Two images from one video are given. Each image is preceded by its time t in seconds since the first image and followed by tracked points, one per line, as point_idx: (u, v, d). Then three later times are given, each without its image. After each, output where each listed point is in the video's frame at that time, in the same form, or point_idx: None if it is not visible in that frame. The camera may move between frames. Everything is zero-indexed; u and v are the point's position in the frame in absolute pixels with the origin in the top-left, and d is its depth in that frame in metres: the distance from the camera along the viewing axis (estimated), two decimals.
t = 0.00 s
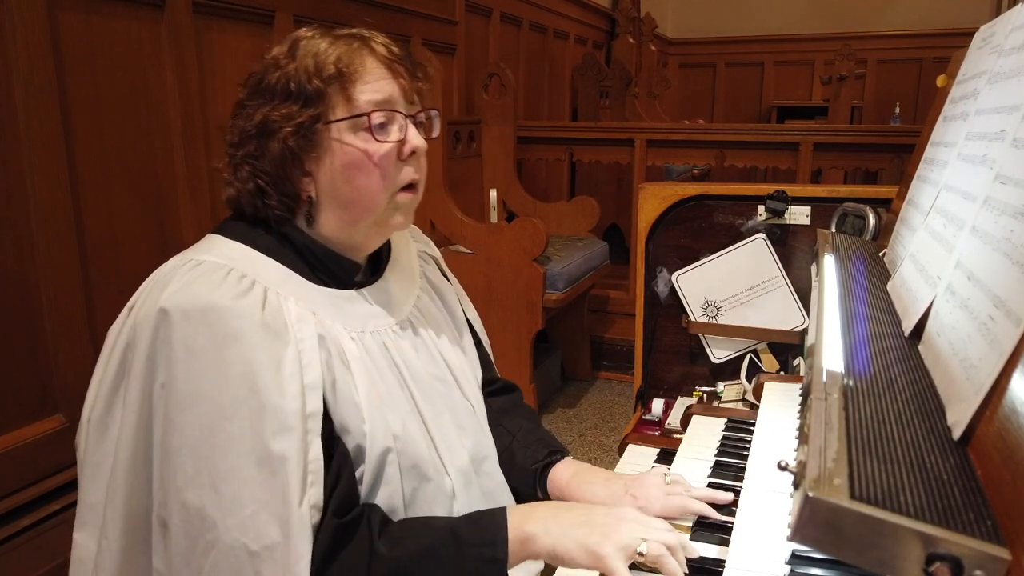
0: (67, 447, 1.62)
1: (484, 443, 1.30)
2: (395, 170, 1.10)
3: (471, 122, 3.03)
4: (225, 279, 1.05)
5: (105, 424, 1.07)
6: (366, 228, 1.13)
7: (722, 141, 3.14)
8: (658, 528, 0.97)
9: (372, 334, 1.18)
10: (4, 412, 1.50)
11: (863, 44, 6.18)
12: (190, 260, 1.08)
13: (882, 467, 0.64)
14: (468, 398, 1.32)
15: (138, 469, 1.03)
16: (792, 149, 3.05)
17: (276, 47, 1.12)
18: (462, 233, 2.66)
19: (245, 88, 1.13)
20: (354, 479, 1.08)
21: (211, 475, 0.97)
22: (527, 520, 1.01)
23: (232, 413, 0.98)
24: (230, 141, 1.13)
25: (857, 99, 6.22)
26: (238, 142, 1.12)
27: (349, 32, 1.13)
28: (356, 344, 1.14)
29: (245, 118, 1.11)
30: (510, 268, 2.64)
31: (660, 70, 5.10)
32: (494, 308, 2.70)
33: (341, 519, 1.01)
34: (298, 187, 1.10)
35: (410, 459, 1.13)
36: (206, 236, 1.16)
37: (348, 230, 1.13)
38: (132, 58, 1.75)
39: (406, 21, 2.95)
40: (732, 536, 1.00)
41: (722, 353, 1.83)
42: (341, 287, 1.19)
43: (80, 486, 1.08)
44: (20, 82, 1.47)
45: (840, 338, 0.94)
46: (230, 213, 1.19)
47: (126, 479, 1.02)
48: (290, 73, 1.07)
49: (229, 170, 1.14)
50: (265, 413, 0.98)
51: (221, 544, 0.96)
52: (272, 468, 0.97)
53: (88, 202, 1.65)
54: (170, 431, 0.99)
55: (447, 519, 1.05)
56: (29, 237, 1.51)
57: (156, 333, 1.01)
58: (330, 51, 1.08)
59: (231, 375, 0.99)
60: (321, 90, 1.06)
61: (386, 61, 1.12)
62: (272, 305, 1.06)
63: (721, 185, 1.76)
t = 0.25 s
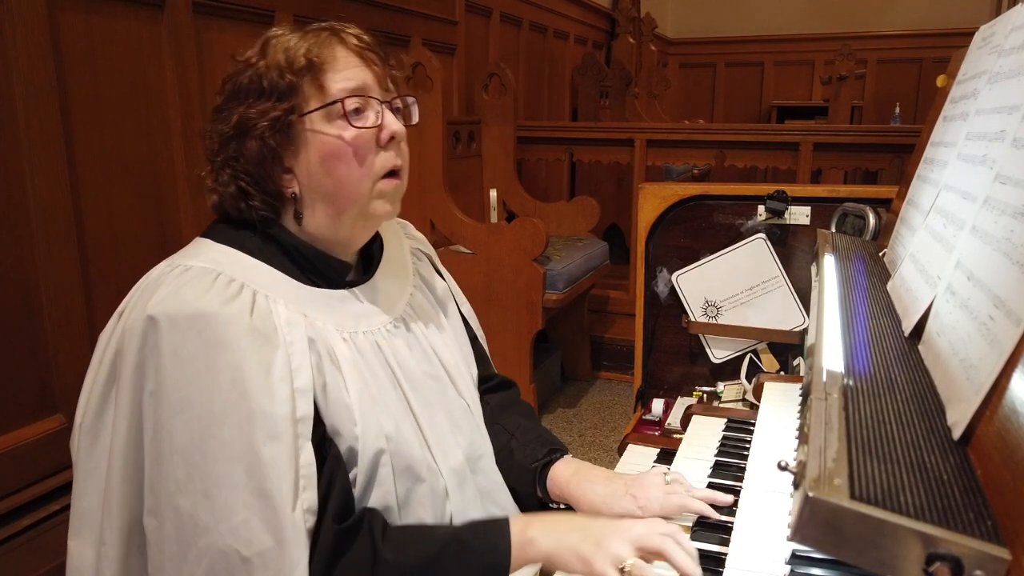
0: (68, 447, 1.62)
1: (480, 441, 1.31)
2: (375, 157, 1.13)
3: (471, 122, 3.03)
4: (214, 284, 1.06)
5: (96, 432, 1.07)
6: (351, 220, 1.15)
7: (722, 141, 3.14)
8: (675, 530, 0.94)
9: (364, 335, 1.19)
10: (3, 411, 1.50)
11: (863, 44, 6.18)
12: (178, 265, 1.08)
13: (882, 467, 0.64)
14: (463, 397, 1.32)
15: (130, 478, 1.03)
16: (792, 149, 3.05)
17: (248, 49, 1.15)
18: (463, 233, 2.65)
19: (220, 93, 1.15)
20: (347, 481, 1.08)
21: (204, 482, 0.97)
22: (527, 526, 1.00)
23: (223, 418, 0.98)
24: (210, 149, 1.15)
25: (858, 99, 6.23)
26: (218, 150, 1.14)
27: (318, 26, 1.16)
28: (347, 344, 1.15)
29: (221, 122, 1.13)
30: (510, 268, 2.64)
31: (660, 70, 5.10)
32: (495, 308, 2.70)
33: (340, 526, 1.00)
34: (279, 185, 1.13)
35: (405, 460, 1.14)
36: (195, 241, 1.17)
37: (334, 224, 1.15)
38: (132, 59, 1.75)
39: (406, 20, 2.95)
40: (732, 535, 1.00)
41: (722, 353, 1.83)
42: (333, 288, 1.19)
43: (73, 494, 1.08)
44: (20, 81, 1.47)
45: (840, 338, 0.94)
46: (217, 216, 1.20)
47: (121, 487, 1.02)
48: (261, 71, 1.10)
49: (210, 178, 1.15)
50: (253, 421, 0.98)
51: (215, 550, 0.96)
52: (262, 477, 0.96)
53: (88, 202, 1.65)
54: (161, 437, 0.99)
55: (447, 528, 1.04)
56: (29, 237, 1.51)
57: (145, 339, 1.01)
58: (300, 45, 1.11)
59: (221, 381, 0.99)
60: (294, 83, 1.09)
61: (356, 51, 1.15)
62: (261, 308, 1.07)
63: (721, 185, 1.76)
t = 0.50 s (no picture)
0: (68, 447, 1.62)
1: (483, 438, 1.32)
2: (368, 154, 1.13)
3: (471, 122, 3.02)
4: (215, 284, 1.06)
5: (104, 436, 1.07)
6: (346, 217, 1.15)
7: (722, 141, 3.14)
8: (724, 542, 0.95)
9: (365, 334, 1.19)
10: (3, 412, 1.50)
11: (862, 44, 6.19)
12: (176, 267, 1.08)
13: (882, 467, 0.64)
14: (464, 396, 1.32)
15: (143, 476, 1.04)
16: (792, 149, 3.05)
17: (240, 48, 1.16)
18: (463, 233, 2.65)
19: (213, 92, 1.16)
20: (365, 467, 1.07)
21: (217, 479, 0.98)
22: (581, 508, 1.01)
23: (235, 416, 0.98)
24: (202, 148, 1.16)
25: (857, 99, 6.23)
26: (210, 148, 1.15)
27: (310, 24, 1.16)
28: (350, 343, 1.16)
29: (213, 122, 1.14)
30: (511, 268, 2.64)
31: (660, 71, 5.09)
32: (495, 308, 2.70)
33: (370, 504, 1.02)
34: (273, 185, 1.14)
35: (409, 454, 1.15)
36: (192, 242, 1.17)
37: (327, 223, 1.15)
38: (132, 58, 1.75)
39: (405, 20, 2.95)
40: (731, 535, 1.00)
41: (722, 353, 1.83)
42: (331, 289, 1.19)
43: (82, 499, 1.07)
44: (20, 81, 1.47)
45: (841, 338, 0.94)
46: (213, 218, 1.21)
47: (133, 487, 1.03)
48: (253, 70, 1.11)
49: (203, 179, 1.16)
50: (267, 416, 0.98)
51: (232, 546, 0.97)
52: (278, 469, 0.97)
53: (88, 202, 1.65)
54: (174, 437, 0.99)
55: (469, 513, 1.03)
56: (29, 236, 1.51)
57: (152, 341, 1.01)
58: (291, 42, 1.12)
59: (228, 379, 0.99)
60: (285, 82, 1.10)
61: (347, 49, 1.16)
62: (263, 306, 1.07)
63: (721, 185, 1.76)
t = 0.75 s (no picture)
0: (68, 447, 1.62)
1: (472, 432, 1.32)
2: (352, 152, 1.14)
3: (471, 122, 3.03)
4: (197, 284, 1.06)
5: (88, 438, 1.07)
6: (329, 214, 1.16)
7: (722, 141, 3.14)
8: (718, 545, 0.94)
9: (349, 330, 1.20)
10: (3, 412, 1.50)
11: (863, 44, 6.19)
12: (158, 269, 1.08)
13: (882, 467, 0.64)
14: (454, 390, 1.33)
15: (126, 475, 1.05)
16: (792, 149, 3.05)
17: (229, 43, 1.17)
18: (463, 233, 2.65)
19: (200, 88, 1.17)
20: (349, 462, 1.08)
21: (198, 478, 0.99)
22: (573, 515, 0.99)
23: (213, 416, 0.98)
24: (189, 143, 1.17)
25: (858, 99, 6.23)
26: (196, 143, 1.16)
27: (298, 21, 1.17)
28: (334, 340, 1.16)
29: (199, 116, 1.15)
30: (510, 268, 2.64)
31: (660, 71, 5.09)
32: (495, 308, 2.70)
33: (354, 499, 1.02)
34: (257, 180, 1.14)
35: (394, 448, 1.16)
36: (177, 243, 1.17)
37: (310, 220, 1.16)
38: (132, 59, 1.74)
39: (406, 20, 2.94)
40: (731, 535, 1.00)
41: (722, 353, 1.82)
42: (316, 285, 1.21)
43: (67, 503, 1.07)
44: (20, 81, 1.47)
45: (839, 338, 0.94)
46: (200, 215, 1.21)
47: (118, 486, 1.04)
48: (239, 65, 1.12)
49: (187, 173, 1.17)
50: (247, 414, 0.99)
51: (214, 544, 0.98)
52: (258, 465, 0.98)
53: (88, 202, 1.64)
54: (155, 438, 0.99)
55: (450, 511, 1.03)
56: (29, 236, 1.51)
57: (132, 342, 1.01)
58: (278, 39, 1.13)
59: (207, 379, 0.99)
60: (270, 77, 1.11)
61: (335, 46, 1.16)
62: (244, 304, 1.07)
63: (721, 185, 1.76)
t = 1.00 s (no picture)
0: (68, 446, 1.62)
1: (466, 441, 1.32)
2: (350, 157, 1.14)
3: (471, 122, 3.02)
4: (185, 286, 1.06)
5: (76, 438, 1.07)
6: (327, 218, 1.16)
7: (722, 141, 3.14)
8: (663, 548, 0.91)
9: (343, 333, 1.20)
10: (3, 412, 1.50)
11: (863, 44, 6.19)
12: (151, 269, 1.09)
13: (882, 467, 0.64)
14: (449, 395, 1.33)
15: (103, 477, 1.04)
16: (792, 149, 3.05)
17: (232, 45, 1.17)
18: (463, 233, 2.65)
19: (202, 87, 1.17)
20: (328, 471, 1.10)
21: (174, 483, 0.98)
22: (519, 515, 1.01)
23: (192, 418, 0.99)
24: (189, 142, 1.17)
25: (858, 99, 6.23)
26: (195, 143, 1.16)
27: (302, 25, 1.17)
28: (324, 345, 1.16)
29: (200, 116, 1.14)
30: (510, 268, 2.64)
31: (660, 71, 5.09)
32: (494, 308, 2.70)
33: (318, 514, 1.02)
34: (256, 181, 1.14)
35: (382, 459, 1.15)
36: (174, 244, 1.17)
37: (309, 223, 1.16)
38: (132, 59, 1.74)
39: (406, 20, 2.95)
40: (732, 535, 1.00)
41: (722, 353, 1.82)
42: (310, 287, 1.21)
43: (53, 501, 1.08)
44: (20, 82, 1.47)
45: (840, 338, 0.94)
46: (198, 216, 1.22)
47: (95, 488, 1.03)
48: (242, 67, 1.12)
49: (187, 173, 1.17)
50: (226, 419, 0.99)
51: (187, 550, 0.98)
52: (233, 473, 0.98)
53: (88, 202, 1.64)
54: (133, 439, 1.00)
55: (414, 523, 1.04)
56: (29, 236, 1.51)
57: (117, 341, 1.02)
58: (281, 42, 1.13)
59: (190, 382, 1.00)
60: (272, 80, 1.11)
61: (337, 51, 1.17)
62: (231, 307, 1.07)
63: (721, 185, 1.76)
